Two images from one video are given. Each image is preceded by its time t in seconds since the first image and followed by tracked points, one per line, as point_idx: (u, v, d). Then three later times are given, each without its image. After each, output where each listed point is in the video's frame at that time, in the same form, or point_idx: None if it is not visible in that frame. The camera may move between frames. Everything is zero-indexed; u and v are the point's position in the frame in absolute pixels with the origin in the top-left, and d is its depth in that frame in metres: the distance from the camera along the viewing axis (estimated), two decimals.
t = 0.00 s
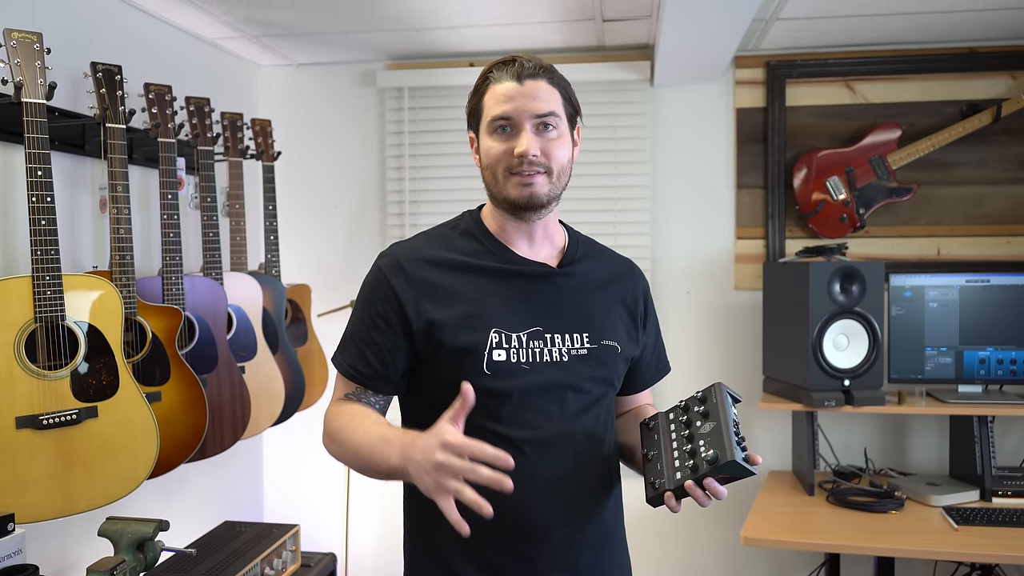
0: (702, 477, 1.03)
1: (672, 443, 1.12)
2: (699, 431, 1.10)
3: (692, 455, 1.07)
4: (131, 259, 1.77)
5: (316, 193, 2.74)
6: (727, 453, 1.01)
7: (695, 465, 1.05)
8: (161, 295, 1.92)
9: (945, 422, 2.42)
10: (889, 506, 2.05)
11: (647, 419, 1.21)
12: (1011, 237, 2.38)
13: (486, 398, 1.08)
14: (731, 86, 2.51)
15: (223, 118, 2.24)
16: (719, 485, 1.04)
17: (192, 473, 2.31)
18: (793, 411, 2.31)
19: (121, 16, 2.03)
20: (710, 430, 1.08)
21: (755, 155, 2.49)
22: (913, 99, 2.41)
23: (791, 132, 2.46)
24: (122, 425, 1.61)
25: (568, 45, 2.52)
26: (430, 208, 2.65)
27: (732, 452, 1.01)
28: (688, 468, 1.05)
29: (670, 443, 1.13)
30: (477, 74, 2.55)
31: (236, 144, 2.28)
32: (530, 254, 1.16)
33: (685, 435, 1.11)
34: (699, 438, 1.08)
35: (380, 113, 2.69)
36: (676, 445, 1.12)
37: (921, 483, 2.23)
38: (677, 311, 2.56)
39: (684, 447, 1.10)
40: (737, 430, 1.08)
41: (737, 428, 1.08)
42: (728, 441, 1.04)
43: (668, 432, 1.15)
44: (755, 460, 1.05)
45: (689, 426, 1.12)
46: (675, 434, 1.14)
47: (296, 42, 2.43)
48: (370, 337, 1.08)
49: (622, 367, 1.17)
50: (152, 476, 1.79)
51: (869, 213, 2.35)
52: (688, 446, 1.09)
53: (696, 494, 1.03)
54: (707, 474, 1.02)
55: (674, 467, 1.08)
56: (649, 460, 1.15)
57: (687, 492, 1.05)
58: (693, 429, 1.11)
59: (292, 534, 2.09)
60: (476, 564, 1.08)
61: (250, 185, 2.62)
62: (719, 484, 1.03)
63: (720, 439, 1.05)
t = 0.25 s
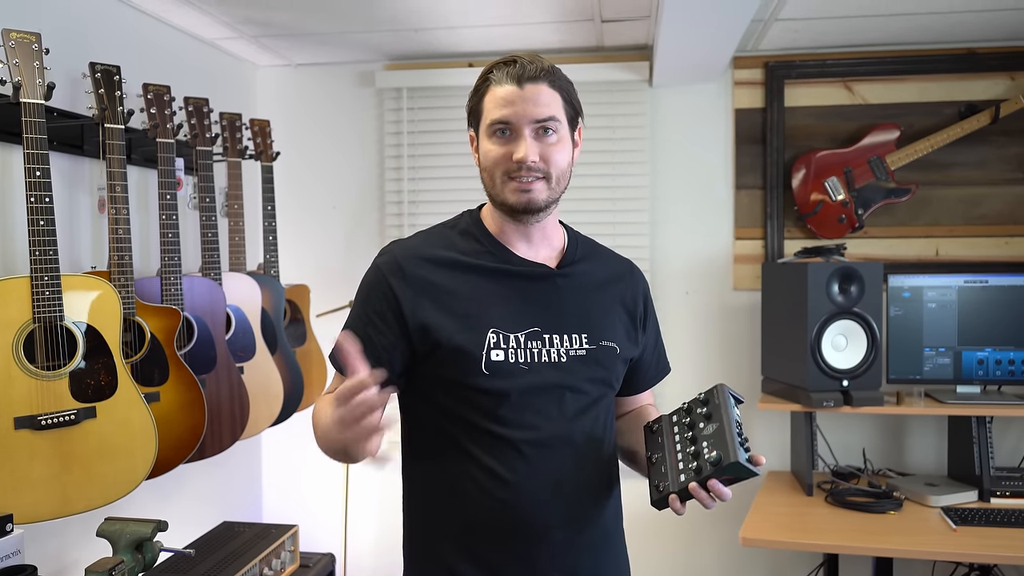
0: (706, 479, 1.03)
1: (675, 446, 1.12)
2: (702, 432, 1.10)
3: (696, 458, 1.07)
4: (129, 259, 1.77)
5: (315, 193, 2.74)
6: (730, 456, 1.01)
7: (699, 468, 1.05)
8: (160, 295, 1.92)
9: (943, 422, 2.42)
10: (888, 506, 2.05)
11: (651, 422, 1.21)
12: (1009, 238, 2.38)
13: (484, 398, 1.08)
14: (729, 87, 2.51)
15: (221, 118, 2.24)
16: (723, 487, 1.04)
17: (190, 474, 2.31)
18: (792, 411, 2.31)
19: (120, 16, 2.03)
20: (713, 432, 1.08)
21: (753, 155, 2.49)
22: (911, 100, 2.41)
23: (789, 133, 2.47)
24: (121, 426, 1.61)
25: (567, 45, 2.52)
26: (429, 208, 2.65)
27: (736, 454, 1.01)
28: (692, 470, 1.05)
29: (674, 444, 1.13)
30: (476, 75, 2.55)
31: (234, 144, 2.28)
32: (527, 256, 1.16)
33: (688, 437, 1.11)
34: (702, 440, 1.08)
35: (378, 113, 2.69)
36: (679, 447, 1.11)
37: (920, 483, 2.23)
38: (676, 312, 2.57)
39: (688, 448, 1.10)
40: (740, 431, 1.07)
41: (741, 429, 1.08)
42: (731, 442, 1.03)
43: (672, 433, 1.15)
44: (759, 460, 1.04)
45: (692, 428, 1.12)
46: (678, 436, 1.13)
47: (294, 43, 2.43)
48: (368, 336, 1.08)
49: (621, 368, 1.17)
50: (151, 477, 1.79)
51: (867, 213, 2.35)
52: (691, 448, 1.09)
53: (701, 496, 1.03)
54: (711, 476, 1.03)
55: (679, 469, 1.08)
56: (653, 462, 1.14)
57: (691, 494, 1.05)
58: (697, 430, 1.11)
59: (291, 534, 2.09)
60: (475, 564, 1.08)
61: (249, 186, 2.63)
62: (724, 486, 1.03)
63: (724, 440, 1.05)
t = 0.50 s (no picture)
0: (695, 488, 1.03)
1: (668, 452, 1.12)
2: (694, 440, 1.10)
3: (687, 465, 1.07)
4: (128, 259, 1.77)
5: (314, 193, 2.74)
6: (721, 467, 1.01)
7: (689, 476, 1.05)
8: (159, 295, 1.92)
9: (941, 421, 2.42)
10: (886, 505, 2.05)
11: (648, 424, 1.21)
12: (1007, 237, 2.38)
13: (483, 399, 1.08)
14: (728, 87, 2.51)
15: (220, 119, 2.24)
16: (712, 496, 1.04)
17: (190, 474, 2.31)
18: (791, 411, 2.31)
19: (118, 16, 2.03)
20: (705, 441, 1.08)
21: (752, 155, 2.49)
22: (910, 99, 2.41)
23: (788, 132, 2.47)
24: (120, 426, 1.61)
25: (565, 45, 2.52)
26: (428, 208, 2.65)
27: (726, 465, 1.01)
28: (682, 477, 1.06)
29: (666, 451, 1.13)
30: (474, 75, 2.55)
31: (233, 144, 2.28)
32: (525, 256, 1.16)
33: (680, 444, 1.11)
34: (694, 448, 1.08)
35: (377, 113, 2.69)
36: (671, 453, 1.12)
37: (918, 482, 2.23)
38: (674, 311, 2.57)
39: (680, 455, 1.10)
40: (732, 442, 1.08)
41: (733, 440, 1.08)
42: (723, 453, 1.04)
43: (665, 439, 1.15)
44: (750, 472, 1.04)
45: (685, 435, 1.12)
46: (671, 442, 1.14)
47: (293, 43, 2.43)
48: (366, 336, 1.08)
49: (620, 367, 1.18)
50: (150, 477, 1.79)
51: (865, 213, 2.35)
52: (683, 456, 1.09)
53: (689, 504, 1.04)
54: (700, 485, 1.03)
55: (669, 475, 1.08)
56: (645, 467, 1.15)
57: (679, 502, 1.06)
58: (689, 438, 1.11)
59: (290, 534, 2.09)
60: (473, 563, 1.08)
61: (247, 186, 2.63)
62: (712, 495, 1.03)
63: (715, 450, 1.05)
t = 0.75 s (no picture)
0: (691, 483, 1.04)
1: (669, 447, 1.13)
2: (694, 437, 1.10)
3: (686, 461, 1.07)
4: (127, 260, 1.77)
5: (314, 193, 2.74)
6: (718, 461, 1.01)
7: (687, 470, 1.05)
8: (159, 295, 1.92)
9: (940, 421, 2.43)
10: (885, 505, 2.06)
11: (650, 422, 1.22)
12: (1005, 237, 2.39)
13: (481, 400, 1.08)
14: (726, 87, 2.51)
15: (219, 119, 2.24)
16: (710, 492, 1.04)
17: (189, 474, 2.31)
18: (790, 411, 2.31)
19: (117, 17, 2.03)
20: (705, 437, 1.08)
21: (751, 155, 2.49)
22: (908, 99, 2.42)
23: (786, 133, 2.47)
24: (120, 427, 1.61)
25: (564, 45, 2.53)
26: (427, 208, 2.65)
27: (723, 461, 1.01)
28: (680, 472, 1.06)
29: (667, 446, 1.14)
30: (473, 75, 2.56)
31: (233, 145, 2.28)
32: (524, 256, 1.16)
33: (682, 439, 1.12)
34: (694, 443, 1.08)
35: (376, 114, 2.69)
36: (672, 449, 1.12)
37: (917, 482, 2.24)
38: (673, 312, 2.57)
39: (680, 450, 1.10)
40: (733, 439, 1.07)
41: (734, 438, 1.08)
42: (721, 448, 1.04)
43: (667, 435, 1.16)
44: (748, 469, 1.04)
45: (687, 431, 1.12)
46: (672, 438, 1.14)
47: (292, 43, 2.44)
48: (364, 339, 1.09)
49: (618, 366, 1.18)
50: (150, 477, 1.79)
51: (864, 213, 2.36)
52: (683, 451, 1.09)
53: (684, 499, 1.04)
54: (697, 480, 1.03)
55: (668, 470, 1.09)
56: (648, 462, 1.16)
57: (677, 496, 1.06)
58: (690, 434, 1.11)
59: (290, 534, 2.09)
60: (473, 564, 1.08)
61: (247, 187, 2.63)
62: (709, 491, 1.04)
63: (712, 446, 1.05)
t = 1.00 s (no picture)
0: (744, 464, 1.05)
1: (717, 433, 1.13)
2: (741, 422, 1.11)
3: (735, 444, 1.08)
4: (127, 261, 1.78)
5: (313, 194, 2.75)
6: (769, 442, 1.03)
7: (738, 453, 1.06)
8: (159, 296, 1.92)
9: (939, 421, 2.43)
10: (884, 505, 2.06)
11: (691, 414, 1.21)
12: (1004, 237, 2.39)
13: (480, 403, 1.08)
14: (725, 88, 2.52)
15: (219, 120, 2.25)
16: (762, 474, 1.05)
17: (189, 475, 2.31)
18: (789, 412, 2.32)
19: (117, 18, 2.03)
20: (753, 422, 1.09)
21: (750, 156, 2.50)
22: (907, 100, 2.42)
23: (785, 134, 2.48)
24: (119, 427, 1.61)
25: (564, 46, 2.53)
26: (426, 209, 2.65)
27: (774, 441, 1.03)
28: (731, 455, 1.07)
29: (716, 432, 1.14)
30: (473, 76, 2.56)
31: (232, 146, 2.28)
32: (520, 257, 1.17)
33: (728, 425, 1.12)
34: (743, 427, 1.09)
35: (375, 115, 2.69)
36: (720, 434, 1.13)
37: (915, 482, 2.24)
38: (672, 312, 2.57)
39: (728, 436, 1.11)
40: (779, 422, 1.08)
41: (780, 421, 1.08)
42: (771, 429, 1.05)
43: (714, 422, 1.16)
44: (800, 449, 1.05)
45: (733, 417, 1.13)
46: (719, 423, 1.15)
47: (291, 45, 2.44)
48: (360, 347, 1.08)
49: (614, 364, 1.18)
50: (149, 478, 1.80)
51: (862, 214, 2.36)
52: (732, 435, 1.10)
53: (738, 480, 1.05)
54: (750, 461, 1.04)
55: (718, 454, 1.09)
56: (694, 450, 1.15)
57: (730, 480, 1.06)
58: (737, 420, 1.12)
59: (290, 535, 2.10)
60: (474, 565, 1.08)
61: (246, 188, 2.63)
62: (761, 472, 1.05)
63: (763, 426, 1.06)
